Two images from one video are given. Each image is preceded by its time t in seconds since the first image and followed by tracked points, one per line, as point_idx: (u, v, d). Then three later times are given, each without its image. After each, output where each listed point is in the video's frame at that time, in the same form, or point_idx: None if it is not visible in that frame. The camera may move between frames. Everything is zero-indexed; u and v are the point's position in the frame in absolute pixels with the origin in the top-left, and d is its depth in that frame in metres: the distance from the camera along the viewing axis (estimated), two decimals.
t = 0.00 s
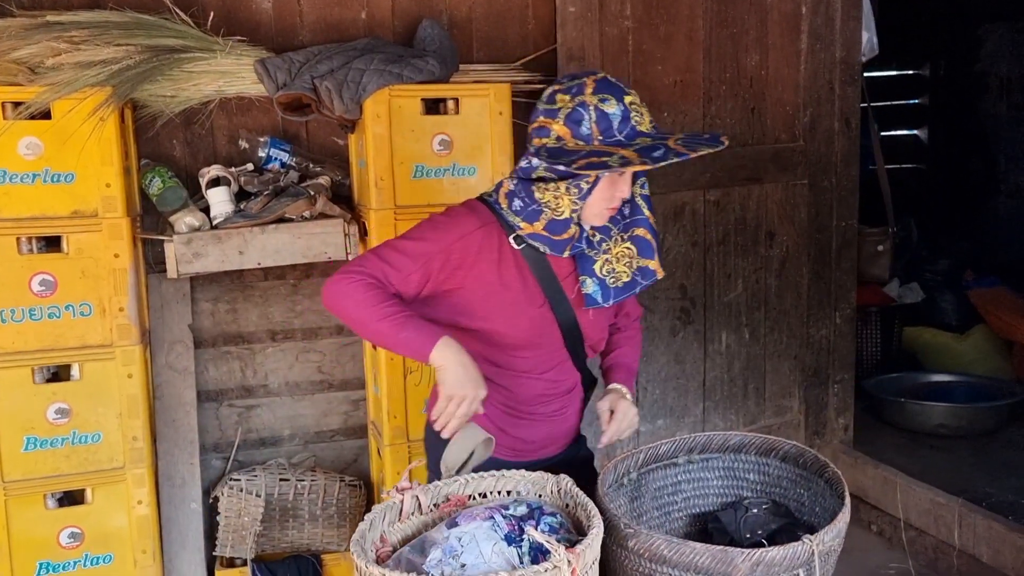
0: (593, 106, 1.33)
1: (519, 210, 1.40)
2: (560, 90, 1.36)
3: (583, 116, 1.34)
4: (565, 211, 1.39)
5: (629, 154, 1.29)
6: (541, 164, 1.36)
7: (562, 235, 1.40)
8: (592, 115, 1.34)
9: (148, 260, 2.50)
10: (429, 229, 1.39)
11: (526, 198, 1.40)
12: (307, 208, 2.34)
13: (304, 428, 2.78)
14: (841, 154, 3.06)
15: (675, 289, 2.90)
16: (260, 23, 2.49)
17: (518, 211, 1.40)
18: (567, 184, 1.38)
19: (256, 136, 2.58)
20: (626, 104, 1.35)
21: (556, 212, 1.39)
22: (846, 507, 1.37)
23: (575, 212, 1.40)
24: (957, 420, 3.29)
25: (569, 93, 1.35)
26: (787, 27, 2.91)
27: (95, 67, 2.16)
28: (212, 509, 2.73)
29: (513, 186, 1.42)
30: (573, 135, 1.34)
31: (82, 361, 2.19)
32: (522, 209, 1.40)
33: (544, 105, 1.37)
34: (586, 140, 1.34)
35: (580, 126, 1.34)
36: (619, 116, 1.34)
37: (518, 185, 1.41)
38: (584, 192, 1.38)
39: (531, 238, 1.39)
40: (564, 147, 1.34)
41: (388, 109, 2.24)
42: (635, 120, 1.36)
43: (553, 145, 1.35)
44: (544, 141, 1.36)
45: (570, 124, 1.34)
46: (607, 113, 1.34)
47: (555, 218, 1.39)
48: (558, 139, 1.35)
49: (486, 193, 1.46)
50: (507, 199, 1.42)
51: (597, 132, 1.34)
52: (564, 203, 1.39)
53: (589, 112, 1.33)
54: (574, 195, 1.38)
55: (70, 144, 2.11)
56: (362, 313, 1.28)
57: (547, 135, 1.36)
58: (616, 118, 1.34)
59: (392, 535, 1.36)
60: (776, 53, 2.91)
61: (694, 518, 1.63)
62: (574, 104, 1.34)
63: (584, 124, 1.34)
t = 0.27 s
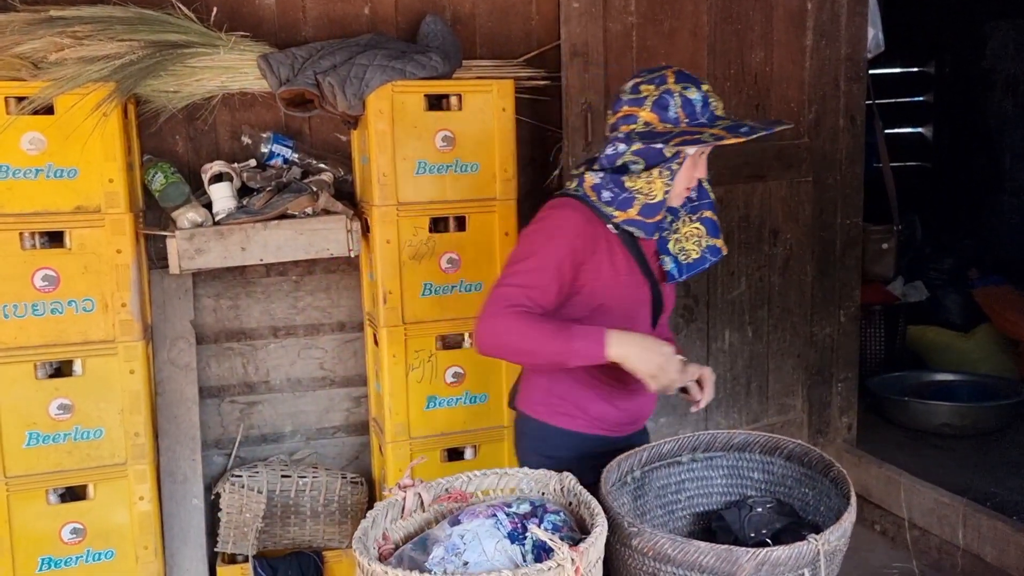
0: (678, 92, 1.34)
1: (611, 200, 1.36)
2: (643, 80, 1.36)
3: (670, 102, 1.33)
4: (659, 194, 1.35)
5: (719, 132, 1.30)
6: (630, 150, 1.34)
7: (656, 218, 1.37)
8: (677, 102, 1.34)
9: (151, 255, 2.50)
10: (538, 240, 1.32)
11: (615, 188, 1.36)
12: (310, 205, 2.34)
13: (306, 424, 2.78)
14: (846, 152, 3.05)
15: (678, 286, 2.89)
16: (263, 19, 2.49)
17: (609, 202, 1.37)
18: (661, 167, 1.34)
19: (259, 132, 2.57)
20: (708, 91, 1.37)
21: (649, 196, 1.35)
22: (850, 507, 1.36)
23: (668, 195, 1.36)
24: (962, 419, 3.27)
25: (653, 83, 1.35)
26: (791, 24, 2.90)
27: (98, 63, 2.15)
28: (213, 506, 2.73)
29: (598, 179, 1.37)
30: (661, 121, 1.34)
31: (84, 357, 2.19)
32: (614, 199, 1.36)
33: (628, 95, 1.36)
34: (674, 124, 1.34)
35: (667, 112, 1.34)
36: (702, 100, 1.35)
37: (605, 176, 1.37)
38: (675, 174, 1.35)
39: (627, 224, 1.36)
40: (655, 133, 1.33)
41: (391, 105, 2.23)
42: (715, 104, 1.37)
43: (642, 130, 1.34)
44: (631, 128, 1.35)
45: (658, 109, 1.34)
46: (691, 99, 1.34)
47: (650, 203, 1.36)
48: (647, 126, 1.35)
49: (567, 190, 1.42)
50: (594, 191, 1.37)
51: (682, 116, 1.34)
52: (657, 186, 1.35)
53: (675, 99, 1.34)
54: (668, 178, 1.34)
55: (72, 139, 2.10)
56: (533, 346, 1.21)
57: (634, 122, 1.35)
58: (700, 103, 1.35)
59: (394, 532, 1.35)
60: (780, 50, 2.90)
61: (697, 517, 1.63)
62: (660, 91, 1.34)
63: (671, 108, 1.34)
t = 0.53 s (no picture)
0: (775, 91, 1.41)
1: (717, 200, 1.41)
2: (738, 82, 1.43)
3: (767, 99, 1.40)
4: (764, 192, 1.42)
5: (822, 124, 1.36)
6: (729, 150, 1.41)
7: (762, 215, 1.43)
8: (773, 99, 1.41)
9: (163, 253, 2.51)
10: (690, 263, 1.34)
11: (720, 188, 1.42)
12: (321, 203, 2.34)
13: (317, 422, 2.79)
14: (860, 152, 3.02)
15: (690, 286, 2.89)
16: (275, 17, 2.49)
17: (715, 202, 1.42)
18: (764, 166, 1.41)
19: (271, 131, 2.57)
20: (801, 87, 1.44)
21: (755, 195, 1.42)
22: (864, 509, 1.35)
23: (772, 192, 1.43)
24: (975, 421, 3.23)
25: (748, 83, 1.42)
26: (806, 23, 2.88)
27: (111, 61, 2.16)
28: (224, 503, 2.74)
29: (703, 181, 1.42)
30: (760, 118, 1.40)
31: (97, 354, 2.20)
32: (720, 198, 1.41)
33: (723, 96, 1.44)
34: (773, 120, 1.41)
35: (765, 109, 1.40)
36: (796, 96, 1.42)
37: (708, 178, 1.43)
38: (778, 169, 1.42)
39: (733, 223, 1.41)
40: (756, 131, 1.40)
41: (403, 104, 2.23)
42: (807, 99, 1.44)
43: (742, 129, 1.41)
44: (730, 128, 1.42)
45: (755, 108, 1.40)
46: (786, 95, 1.41)
47: (756, 202, 1.42)
48: (746, 124, 1.41)
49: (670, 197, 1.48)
50: (699, 192, 1.43)
51: (780, 113, 1.41)
52: (763, 185, 1.42)
53: (772, 97, 1.40)
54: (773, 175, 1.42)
55: (86, 137, 2.11)
56: (774, 370, 1.29)
57: (732, 122, 1.42)
58: (796, 99, 1.41)
59: (404, 532, 1.35)
60: (794, 49, 2.88)
61: (709, 518, 1.62)
62: (756, 90, 1.41)
63: (769, 106, 1.40)
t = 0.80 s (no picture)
0: (957, 114, 1.50)
1: (899, 225, 1.56)
2: (916, 101, 1.52)
3: (949, 122, 1.50)
4: (948, 222, 1.56)
5: (1009, 151, 1.48)
6: (906, 173, 1.54)
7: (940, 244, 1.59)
8: (956, 123, 1.50)
9: (171, 250, 2.51)
10: (911, 290, 1.45)
11: (901, 215, 1.56)
12: (329, 200, 2.34)
13: (323, 419, 2.78)
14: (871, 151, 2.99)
15: (698, 285, 2.88)
16: (283, 14, 2.49)
17: (897, 226, 1.57)
18: (946, 193, 1.54)
19: (279, 127, 2.57)
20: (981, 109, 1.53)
21: (938, 225, 1.57)
22: (872, 510, 1.34)
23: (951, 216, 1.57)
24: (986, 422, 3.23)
25: (927, 105, 1.52)
26: (816, 21, 2.87)
27: (120, 57, 2.16)
28: (231, 499, 2.75)
29: (886, 205, 1.55)
30: (941, 141, 1.50)
31: (105, 349, 2.20)
32: (901, 224, 1.57)
33: (902, 117, 1.53)
34: (956, 143, 1.51)
35: (947, 132, 1.50)
36: (981, 119, 1.51)
37: (891, 203, 1.56)
38: (959, 193, 1.54)
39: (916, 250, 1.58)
40: (936, 155, 1.51)
41: (410, 101, 2.24)
42: (991, 120, 1.53)
43: (920, 151, 1.51)
44: (907, 150, 1.53)
45: (936, 131, 1.50)
46: (970, 117, 1.51)
47: (938, 234, 1.57)
48: (926, 146, 1.51)
49: (851, 218, 1.56)
50: (881, 215, 1.56)
51: (963, 136, 1.51)
52: (945, 212, 1.55)
53: (955, 121, 1.50)
54: (951, 198, 1.54)
55: (94, 133, 2.12)
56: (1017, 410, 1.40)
57: (910, 144, 1.52)
58: (979, 122, 1.51)
59: (410, 529, 1.35)
60: (803, 47, 2.87)
61: (715, 518, 1.61)
62: (938, 112, 1.51)
63: (952, 129, 1.50)
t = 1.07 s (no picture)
0: None
1: None
2: None
3: None
4: None
5: None
6: None
7: None
8: None
9: (181, 247, 2.53)
10: None
11: None
12: (338, 197, 2.35)
13: (331, 416, 2.80)
14: (879, 149, 2.98)
15: (705, 283, 2.88)
16: (292, 12, 2.50)
17: None
18: None
19: (288, 125, 2.58)
20: None
21: None
22: (879, 509, 1.35)
23: None
24: (993, 421, 3.24)
25: None
26: (824, 19, 2.87)
27: (131, 55, 2.18)
28: (239, 495, 2.76)
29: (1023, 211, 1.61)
30: None
31: (115, 346, 2.22)
32: None
33: None
34: None
35: None
36: None
37: None
38: None
39: None
40: None
41: (419, 99, 2.24)
42: None
43: None
44: None
45: None
46: None
47: None
48: None
49: (992, 222, 1.61)
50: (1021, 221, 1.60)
51: None
52: None
53: None
54: None
55: (105, 131, 2.13)
56: None
57: None
58: None
59: (418, 525, 1.36)
60: (812, 45, 2.87)
61: (723, 516, 1.62)
62: None
63: None
